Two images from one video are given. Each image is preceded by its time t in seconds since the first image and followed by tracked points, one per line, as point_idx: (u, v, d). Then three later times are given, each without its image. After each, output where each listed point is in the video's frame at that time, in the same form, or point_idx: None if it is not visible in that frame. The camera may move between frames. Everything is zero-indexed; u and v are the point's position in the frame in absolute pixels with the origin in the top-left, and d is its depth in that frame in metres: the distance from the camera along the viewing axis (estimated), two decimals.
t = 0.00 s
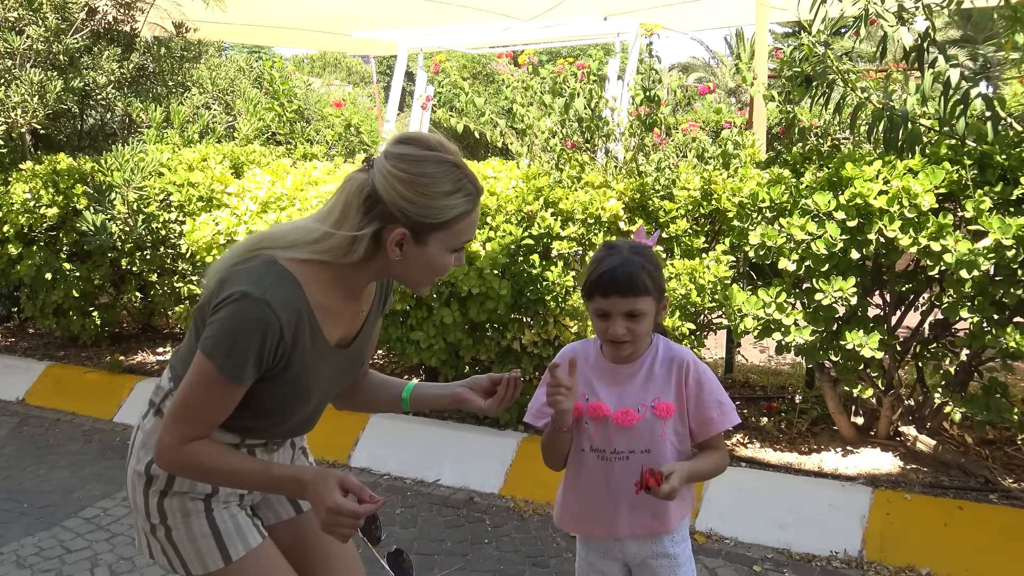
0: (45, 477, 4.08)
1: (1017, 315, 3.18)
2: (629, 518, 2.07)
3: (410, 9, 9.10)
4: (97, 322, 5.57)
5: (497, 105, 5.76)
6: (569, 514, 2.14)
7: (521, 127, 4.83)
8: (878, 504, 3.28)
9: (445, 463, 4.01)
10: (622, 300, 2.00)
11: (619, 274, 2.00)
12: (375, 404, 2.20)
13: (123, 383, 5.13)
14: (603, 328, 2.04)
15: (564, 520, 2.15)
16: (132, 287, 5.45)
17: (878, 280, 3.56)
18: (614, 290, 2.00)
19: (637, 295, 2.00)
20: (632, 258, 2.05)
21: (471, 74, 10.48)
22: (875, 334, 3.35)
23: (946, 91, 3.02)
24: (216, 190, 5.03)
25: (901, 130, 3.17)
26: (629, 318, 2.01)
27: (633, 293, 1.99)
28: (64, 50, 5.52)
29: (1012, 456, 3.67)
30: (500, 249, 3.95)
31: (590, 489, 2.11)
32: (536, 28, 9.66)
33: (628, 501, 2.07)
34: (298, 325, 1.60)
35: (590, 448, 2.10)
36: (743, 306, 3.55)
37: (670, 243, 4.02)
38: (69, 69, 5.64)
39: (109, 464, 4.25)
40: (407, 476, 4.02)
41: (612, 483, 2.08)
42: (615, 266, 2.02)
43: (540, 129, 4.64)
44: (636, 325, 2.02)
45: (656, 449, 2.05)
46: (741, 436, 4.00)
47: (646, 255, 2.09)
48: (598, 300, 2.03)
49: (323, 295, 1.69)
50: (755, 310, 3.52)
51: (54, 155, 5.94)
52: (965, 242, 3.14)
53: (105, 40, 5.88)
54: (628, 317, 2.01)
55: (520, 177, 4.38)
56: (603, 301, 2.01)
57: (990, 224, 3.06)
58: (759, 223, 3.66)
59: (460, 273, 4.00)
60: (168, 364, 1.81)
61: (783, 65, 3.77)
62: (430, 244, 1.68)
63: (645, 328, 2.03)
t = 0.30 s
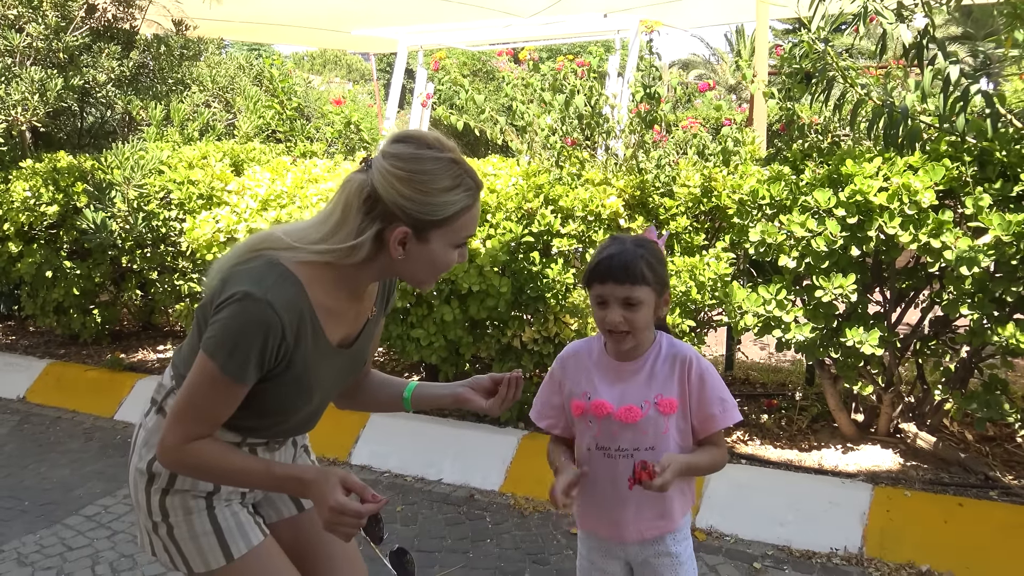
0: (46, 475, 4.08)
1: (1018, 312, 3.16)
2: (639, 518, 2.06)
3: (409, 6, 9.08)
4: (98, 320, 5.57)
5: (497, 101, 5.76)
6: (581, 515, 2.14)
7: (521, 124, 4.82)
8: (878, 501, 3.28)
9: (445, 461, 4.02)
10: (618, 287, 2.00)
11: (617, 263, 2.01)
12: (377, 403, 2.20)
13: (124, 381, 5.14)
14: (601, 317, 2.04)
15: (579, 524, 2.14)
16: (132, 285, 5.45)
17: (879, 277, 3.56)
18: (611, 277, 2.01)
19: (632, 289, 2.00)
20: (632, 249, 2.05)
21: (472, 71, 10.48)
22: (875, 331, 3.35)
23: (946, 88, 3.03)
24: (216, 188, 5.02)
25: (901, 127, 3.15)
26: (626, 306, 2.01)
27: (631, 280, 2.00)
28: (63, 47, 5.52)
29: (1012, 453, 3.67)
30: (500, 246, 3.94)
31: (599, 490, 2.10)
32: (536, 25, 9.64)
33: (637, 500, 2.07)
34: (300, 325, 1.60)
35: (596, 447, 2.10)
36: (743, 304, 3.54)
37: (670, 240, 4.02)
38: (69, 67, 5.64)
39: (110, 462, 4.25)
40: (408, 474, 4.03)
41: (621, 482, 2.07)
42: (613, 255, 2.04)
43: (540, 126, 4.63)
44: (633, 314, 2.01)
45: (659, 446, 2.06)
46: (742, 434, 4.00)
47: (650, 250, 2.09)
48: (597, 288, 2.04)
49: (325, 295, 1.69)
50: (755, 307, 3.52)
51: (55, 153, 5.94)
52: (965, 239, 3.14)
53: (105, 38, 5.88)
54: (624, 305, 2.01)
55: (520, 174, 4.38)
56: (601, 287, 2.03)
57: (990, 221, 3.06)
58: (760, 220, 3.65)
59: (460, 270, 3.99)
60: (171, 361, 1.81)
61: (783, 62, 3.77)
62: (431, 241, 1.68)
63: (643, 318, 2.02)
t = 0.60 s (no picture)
0: (47, 473, 4.09)
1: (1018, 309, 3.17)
2: (640, 516, 2.07)
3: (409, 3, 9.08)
4: (99, 318, 5.57)
5: (498, 99, 5.75)
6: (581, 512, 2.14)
7: (522, 122, 4.81)
8: (878, 499, 3.28)
9: (446, 458, 4.02)
10: (617, 272, 2.02)
11: (618, 249, 2.04)
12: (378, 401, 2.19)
13: (124, 379, 5.15)
14: (599, 301, 2.05)
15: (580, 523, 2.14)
16: (133, 282, 5.45)
17: (879, 274, 3.56)
18: (610, 261, 2.03)
19: (632, 274, 2.01)
20: (640, 242, 2.07)
21: (472, 69, 10.47)
22: (876, 328, 3.35)
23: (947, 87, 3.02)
24: (216, 185, 5.03)
25: (902, 124, 3.16)
26: (623, 292, 2.01)
27: (631, 267, 2.01)
28: (64, 45, 5.54)
29: (1013, 450, 3.68)
30: (501, 243, 3.94)
31: (601, 487, 2.10)
32: (537, 22, 9.63)
33: (639, 498, 2.07)
34: (301, 320, 1.60)
35: (599, 443, 2.09)
36: (743, 301, 3.54)
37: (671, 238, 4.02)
38: (69, 65, 5.64)
39: (111, 460, 4.26)
40: (408, 471, 4.03)
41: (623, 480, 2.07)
42: (619, 243, 2.06)
43: (540, 124, 4.62)
44: (629, 300, 2.01)
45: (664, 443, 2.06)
46: (742, 431, 4.00)
47: (652, 239, 2.10)
48: (598, 272, 2.06)
49: (323, 286, 1.69)
50: (756, 305, 3.51)
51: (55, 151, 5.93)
52: (966, 236, 3.13)
53: (105, 35, 5.89)
54: (621, 290, 2.02)
55: (520, 172, 4.38)
56: (603, 271, 2.04)
57: (990, 218, 3.06)
58: (760, 217, 3.65)
59: (460, 268, 3.99)
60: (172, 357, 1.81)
61: (783, 59, 3.75)
62: (422, 218, 1.67)
63: (640, 306, 2.01)
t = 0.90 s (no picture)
0: (47, 472, 4.09)
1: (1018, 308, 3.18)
2: (642, 512, 2.06)
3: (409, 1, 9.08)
4: (99, 317, 5.57)
5: (498, 98, 5.75)
6: (585, 507, 2.13)
7: (522, 120, 4.80)
8: (879, 497, 3.28)
9: (446, 457, 4.02)
10: (621, 274, 2.01)
11: (622, 250, 2.03)
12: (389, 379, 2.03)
13: (125, 378, 5.15)
14: (603, 303, 2.05)
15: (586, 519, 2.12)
16: (133, 282, 5.45)
17: (879, 272, 3.56)
18: (614, 263, 2.02)
19: (635, 276, 2.00)
20: (642, 242, 2.06)
21: (473, 67, 10.46)
22: (876, 327, 3.35)
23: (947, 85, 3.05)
24: (217, 184, 5.03)
25: (903, 123, 3.18)
26: (627, 294, 2.01)
27: (633, 268, 2.00)
28: (64, 44, 5.56)
29: (1013, 448, 3.68)
30: (501, 243, 3.93)
31: (602, 481, 2.09)
32: (537, 20, 9.63)
33: (641, 494, 2.06)
34: (280, 266, 1.60)
35: (601, 440, 2.09)
36: (743, 299, 3.54)
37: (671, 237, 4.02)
38: (69, 64, 5.64)
39: (112, 459, 4.26)
40: (408, 470, 4.02)
41: (625, 475, 2.07)
42: (622, 244, 2.05)
43: (540, 122, 4.62)
44: (633, 302, 2.00)
45: (666, 438, 2.06)
46: (742, 429, 4.00)
47: (654, 236, 2.09)
48: (602, 274, 2.05)
49: (307, 237, 1.68)
50: (756, 303, 3.51)
51: (55, 150, 5.93)
52: (966, 235, 3.13)
53: (105, 34, 5.90)
54: (625, 292, 2.01)
55: (520, 170, 4.38)
56: (605, 274, 2.04)
57: (990, 217, 3.05)
58: (760, 215, 3.65)
59: (461, 266, 3.99)
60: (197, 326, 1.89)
61: (783, 58, 3.75)
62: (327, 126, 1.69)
63: (643, 307, 2.01)
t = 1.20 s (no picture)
0: (49, 472, 4.09)
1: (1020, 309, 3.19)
2: (642, 517, 2.06)
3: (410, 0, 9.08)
4: (100, 317, 5.57)
5: (499, 99, 5.75)
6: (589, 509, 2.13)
7: (523, 121, 4.80)
8: (880, 498, 3.29)
9: (447, 457, 4.02)
10: (627, 277, 2.03)
11: (625, 253, 2.05)
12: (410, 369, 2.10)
13: (126, 378, 5.15)
14: (610, 309, 2.05)
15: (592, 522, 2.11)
16: (134, 282, 5.45)
17: (880, 273, 3.56)
18: (619, 267, 2.04)
19: (641, 278, 2.03)
20: (639, 242, 2.09)
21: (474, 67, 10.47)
22: (877, 328, 3.35)
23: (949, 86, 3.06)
24: (219, 184, 5.02)
25: (904, 124, 3.20)
26: (636, 298, 2.03)
27: (638, 270, 2.03)
28: (65, 44, 5.56)
29: (1014, 449, 3.68)
30: (501, 243, 3.92)
31: (605, 486, 2.09)
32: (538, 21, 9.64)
33: (643, 498, 2.06)
34: (267, 235, 1.69)
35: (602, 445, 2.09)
36: (744, 300, 3.55)
37: (672, 237, 4.01)
38: (69, 64, 5.64)
39: (113, 459, 4.26)
40: (409, 470, 4.02)
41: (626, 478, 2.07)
42: (622, 246, 2.07)
43: (542, 123, 4.62)
44: (642, 305, 2.02)
45: (667, 441, 2.07)
46: (743, 430, 4.01)
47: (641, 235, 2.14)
48: (605, 279, 2.07)
49: (300, 208, 1.75)
50: (757, 304, 3.52)
51: (56, 150, 5.93)
52: (967, 236, 3.12)
53: (106, 34, 5.91)
54: (633, 296, 2.03)
55: (521, 171, 4.38)
56: (610, 278, 2.05)
57: (992, 218, 3.06)
58: (761, 216, 3.66)
59: (462, 266, 3.98)
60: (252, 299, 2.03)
61: (784, 58, 3.75)
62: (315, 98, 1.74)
63: (652, 309, 2.03)
